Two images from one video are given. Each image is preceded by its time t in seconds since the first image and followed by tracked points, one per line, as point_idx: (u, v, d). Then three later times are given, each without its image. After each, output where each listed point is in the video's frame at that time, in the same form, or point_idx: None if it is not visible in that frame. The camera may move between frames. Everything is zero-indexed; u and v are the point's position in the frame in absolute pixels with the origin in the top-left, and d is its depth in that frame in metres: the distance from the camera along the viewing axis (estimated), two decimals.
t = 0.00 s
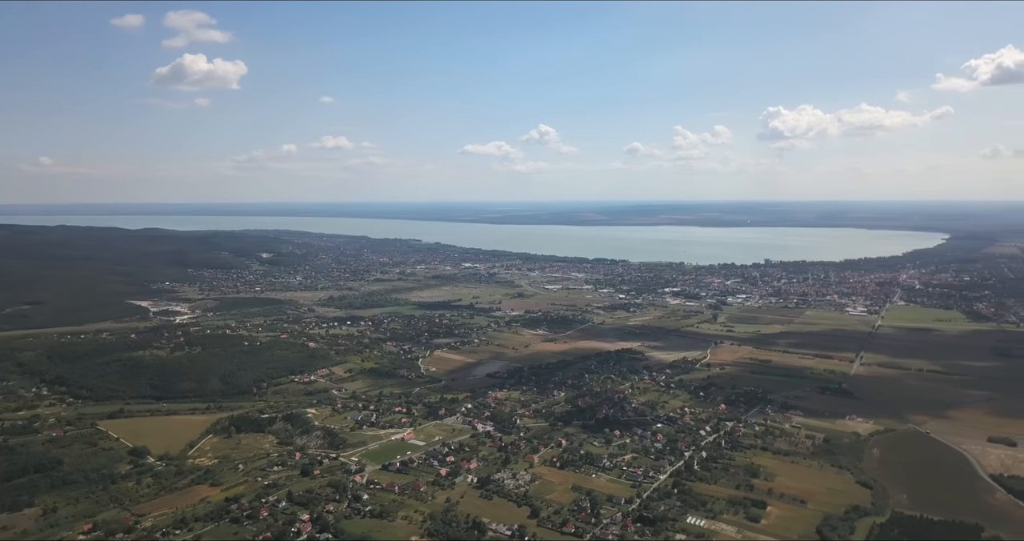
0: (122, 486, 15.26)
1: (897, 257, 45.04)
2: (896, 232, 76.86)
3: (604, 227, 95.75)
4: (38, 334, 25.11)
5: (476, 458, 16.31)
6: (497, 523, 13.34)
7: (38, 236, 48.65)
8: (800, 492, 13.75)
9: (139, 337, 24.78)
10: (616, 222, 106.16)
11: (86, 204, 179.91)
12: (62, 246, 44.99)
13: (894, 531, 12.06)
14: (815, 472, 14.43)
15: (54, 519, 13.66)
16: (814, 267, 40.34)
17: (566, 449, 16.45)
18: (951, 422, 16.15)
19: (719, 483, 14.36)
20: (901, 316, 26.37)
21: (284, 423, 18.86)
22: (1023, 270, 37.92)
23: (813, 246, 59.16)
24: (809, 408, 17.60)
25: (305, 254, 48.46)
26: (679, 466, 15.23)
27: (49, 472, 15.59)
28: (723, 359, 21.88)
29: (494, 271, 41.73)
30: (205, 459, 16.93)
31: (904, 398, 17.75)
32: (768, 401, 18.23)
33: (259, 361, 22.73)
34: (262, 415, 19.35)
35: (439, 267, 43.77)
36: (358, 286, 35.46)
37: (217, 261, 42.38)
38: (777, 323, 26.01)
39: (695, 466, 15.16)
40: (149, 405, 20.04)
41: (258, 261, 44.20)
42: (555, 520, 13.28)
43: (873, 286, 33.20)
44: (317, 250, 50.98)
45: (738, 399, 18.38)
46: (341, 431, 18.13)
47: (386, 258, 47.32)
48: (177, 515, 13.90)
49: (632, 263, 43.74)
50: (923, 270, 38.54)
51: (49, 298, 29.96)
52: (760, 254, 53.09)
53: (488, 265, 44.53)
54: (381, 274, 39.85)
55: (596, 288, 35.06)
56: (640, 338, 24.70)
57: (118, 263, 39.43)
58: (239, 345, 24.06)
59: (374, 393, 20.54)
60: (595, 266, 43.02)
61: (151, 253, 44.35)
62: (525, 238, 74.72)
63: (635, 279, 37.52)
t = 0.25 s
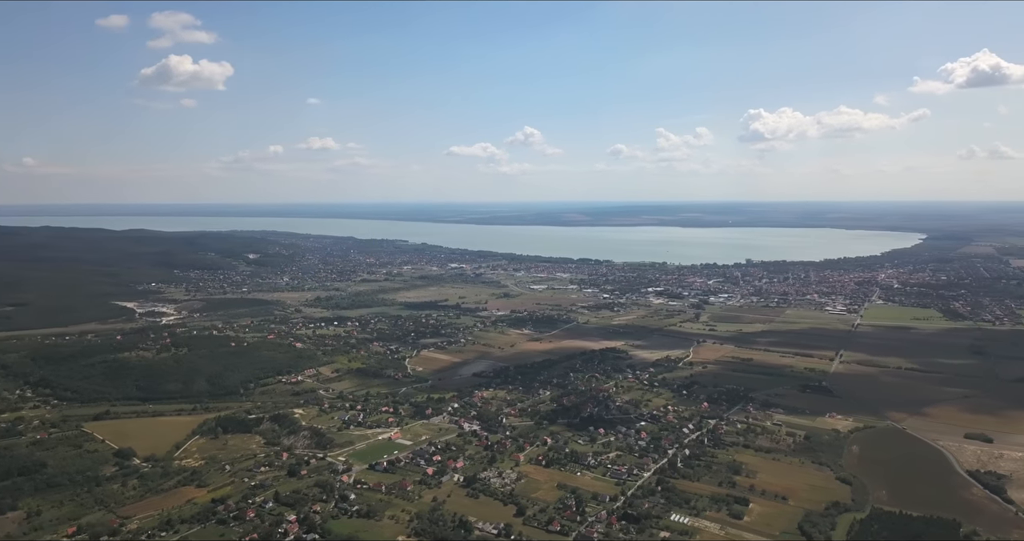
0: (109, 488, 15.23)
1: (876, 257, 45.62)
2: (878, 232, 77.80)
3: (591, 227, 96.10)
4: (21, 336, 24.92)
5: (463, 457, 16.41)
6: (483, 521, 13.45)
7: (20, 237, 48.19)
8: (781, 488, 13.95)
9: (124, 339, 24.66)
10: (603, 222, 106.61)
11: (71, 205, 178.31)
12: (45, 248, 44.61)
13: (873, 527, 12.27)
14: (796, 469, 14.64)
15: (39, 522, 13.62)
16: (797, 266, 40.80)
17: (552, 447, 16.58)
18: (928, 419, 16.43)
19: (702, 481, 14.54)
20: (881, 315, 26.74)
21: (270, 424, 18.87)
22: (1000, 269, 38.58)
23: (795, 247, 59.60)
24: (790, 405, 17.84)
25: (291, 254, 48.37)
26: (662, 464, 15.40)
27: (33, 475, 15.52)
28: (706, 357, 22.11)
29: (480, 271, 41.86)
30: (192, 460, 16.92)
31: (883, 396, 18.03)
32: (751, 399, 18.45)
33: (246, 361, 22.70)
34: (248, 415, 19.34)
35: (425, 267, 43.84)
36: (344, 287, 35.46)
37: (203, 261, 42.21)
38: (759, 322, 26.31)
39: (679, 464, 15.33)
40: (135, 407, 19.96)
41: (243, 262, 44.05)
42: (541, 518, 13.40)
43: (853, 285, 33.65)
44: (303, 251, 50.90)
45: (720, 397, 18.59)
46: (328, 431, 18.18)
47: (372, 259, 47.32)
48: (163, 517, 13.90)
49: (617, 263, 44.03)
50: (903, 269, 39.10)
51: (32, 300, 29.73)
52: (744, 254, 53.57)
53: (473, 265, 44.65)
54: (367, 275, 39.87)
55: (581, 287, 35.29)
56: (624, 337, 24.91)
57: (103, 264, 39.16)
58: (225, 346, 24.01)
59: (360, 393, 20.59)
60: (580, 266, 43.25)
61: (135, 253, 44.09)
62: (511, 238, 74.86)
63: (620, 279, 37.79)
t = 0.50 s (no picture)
0: (85, 493, 14.97)
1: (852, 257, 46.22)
2: (854, 231, 78.75)
3: (574, 228, 96.35)
4: None
5: (444, 458, 16.36)
6: (465, 522, 13.41)
7: None
8: (759, 486, 14.06)
9: (101, 341, 24.29)
10: (587, 223, 106.98)
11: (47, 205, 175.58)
12: (18, 248, 43.83)
13: (849, 524, 12.39)
14: (774, 467, 14.76)
15: (12, 529, 13.34)
16: (775, 266, 41.22)
17: (533, 447, 16.58)
18: (903, 416, 16.65)
19: (682, 480, 14.61)
20: (857, 314, 27.08)
21: (250, 426, 18.68)
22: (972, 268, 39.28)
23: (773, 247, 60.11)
24: (769, 403, 18.00)
25: (271, 255, 47.99)
26: (643, 463, 15.45)
27: (7, 480, 15.22)
28: (686, 356, 22.25)
29: (461, 271, 41.82)
30: (170, 463, 16.69)
31: (859, 393, 18.25)
32: (730, 397, 18.59)
33: (225, 363, 22.46)
34: (228, 418, 19.14)
35: (406, 268, 43.71)
36: (324, 288, 35.24)
37: (181, 263, 41.71)
38: (738, 322, 26.53)
39: (659, 463, 15.40)
40: (112, 410, 19.66)
41: (223, 263, 43.60)
42: (522, 518, 13.39)
43: (829, 285, 34.06)
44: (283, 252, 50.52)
45: (700, 396, 18.71)
46: (309, 432, 18.03)
47: (353, 259, 47.10)
48: (141, 521, 13.70)
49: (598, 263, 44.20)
50: (878, 268, 39.65)
51: (5, 302, 29.18)
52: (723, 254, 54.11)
53: (455, 266, 44.58)
54: (348, 275, 39.67)
55: (562, 287, 35.37)
56: (605, 336, 25.00)
57: (78, 266, 38.56)
58: (204, 347, 23.75)
59: (341, 394, 20.47)
60: (561, 266, 43.34)
61: (112, 254, 43.48)
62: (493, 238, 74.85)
63: (600, 278, 37.93)
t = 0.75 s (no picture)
0: (60, 499, 14.62)
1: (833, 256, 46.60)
2: (834, 231, 79.54)
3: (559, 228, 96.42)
4: None
5: (427, 460, 16.19)
6: (447, 525, 13.27)
7: None
8: (743, 486, 14.05)
9: (76, 345, 23.82)
10: (571, 223, 107.09)
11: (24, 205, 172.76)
12: None
13: (831, 522, 12.42)
14: (757, 467, 14.76)
15: None
16: (757, 266, 41.43)
17: (517, 449, 16.47)
18: (883, 415, 16.74)
19: (665, 480, 14.57)
20: (838, 313, 27.26)
21: (230, 430, 18.38)
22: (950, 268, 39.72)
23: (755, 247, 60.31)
24: (751, 403, 18.02)
25: (251, 256, 47.47)
26: (627, 464, 15.39)
27: None
28: (669, 357, 22.25)
29: (444, 272, 41.60)
30: (148, 468, 16.36)
31: (840, 392, 18.33)
32: (712, 397, 18.60)
33: (204, 366, 22.11)
34: (207, 421, 18.83)
35: (388, 268, 43.42)
36: (306, 289, 34.88)
37: (159, 264, 41.10)
38: (720, 322, 26.59)
39: (642, 463, 15.34)
40: (88, 414, 19.25)
41: (202, 264, 43.02)
42: (505, 520, 13.26)
43: (811, 284, 34.28)
44: (264, 253, 50.00)
45: (683, 397, 18.70)
46: (290, 436, 17.78)
47: (334, 260, 46.72)
48: (117, 527, 13.39)
49: (581, 264, 44.19)
50: (859, 268, 39.99)
51: None
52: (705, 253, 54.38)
53: (438, 266, 44.35)
54: (329, 276, 39.33)
55: (545, 288, 35.30)
56: (588, 337, 24.95)
57: (53, 267, 37.84)
58: (183, 350, 23.37)
59: (322, 396, 20.23)
60: (545, 267, 43.27)
61: (89, 256, 42.72)
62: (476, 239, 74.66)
63: (583, 279, 37.91)
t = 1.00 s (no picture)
0: (39, 504, 14.34)
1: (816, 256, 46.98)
2: (817, 231, 80.24)
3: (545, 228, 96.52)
4: None
5: (411, 462, 16.10)
6: (433, 527, 13.19)
7: None
8: (727, 486, 14.07)
9: (55, 347, 23.44)
10: (557, 223, 107.23)
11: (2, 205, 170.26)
12: None
13: (813, 520, 12.47)
14: (740, 466, 14.81)
15: None
16: (740, 265, 41.67)
17: (501, 450, 16.41)
18: (864, 413, 16.87)
19: (650, 480, 14.57)
20: (820, 313, 27.46)
21: (212, 432, 18.16)
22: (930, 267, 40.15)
23: (739, 246, 60.66)
24: (735, 403, 18.09)
25: (233, 257, 47.04)
26: (611, 464, 15.39)
27: None
28: (653, 356, 22.31)
29: (428, 272, 41.47)
30: (129, 472, 16.12)
31: (822, 391, 18.46)
32: (696, 397, 18.66)
33: (186, 368, 21.85)
34: (189, 424, 18.59)
35: (371, 269, 43.22)
36: (289, 290, 34.60)
37: (140, 265, 40.61)
38: (703, 321, 26.69)
39: (627, 463, 15.34)
40: (67, 418, 18.94)
41: (183, 265, 42.57)
42: (491, 522, 13.20)
43: (793, 284, 34.53)
44: (246, 253, 49.57)
45: (667, 396, 18.74)
46: (273, 438, 17.61)
47: (317, 261, 46.44)
48: (97, 533, 13.17)
49: (565, 264, 44.23)
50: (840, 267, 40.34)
51: None
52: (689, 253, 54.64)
53: (422, 267, 44.20)
54: (312, 277, 39.07)
55: (529, 288, 35.28)
56: (572, 337, 24.95)
57: (31, 269, 37.24)
58: (165, 353, 23.09)
59: (306, 398, 20.07)
60: (529, 267, 43.26)
61: (68, 257, 42.10)
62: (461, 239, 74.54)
63: (567, 279, 37.94)
